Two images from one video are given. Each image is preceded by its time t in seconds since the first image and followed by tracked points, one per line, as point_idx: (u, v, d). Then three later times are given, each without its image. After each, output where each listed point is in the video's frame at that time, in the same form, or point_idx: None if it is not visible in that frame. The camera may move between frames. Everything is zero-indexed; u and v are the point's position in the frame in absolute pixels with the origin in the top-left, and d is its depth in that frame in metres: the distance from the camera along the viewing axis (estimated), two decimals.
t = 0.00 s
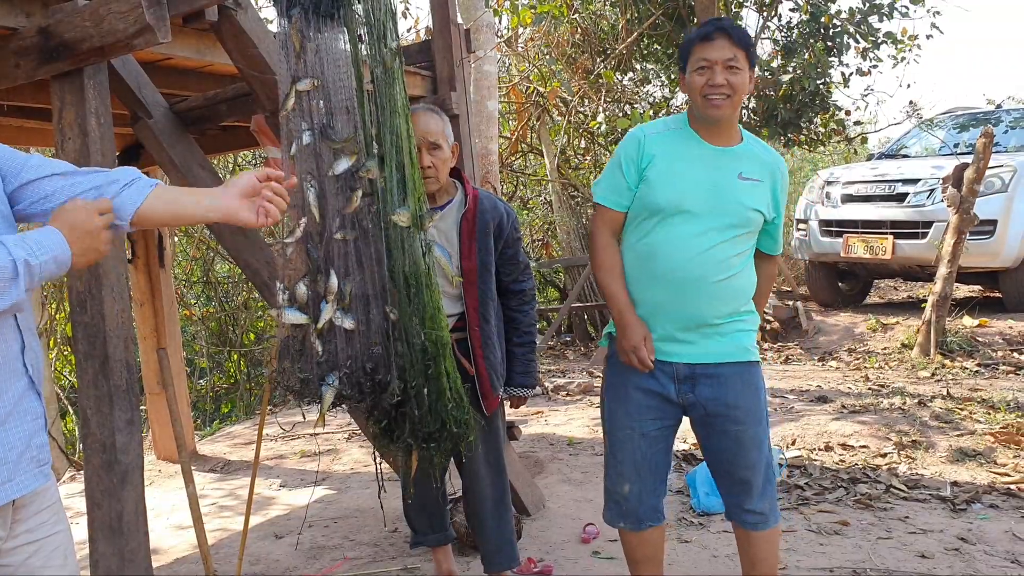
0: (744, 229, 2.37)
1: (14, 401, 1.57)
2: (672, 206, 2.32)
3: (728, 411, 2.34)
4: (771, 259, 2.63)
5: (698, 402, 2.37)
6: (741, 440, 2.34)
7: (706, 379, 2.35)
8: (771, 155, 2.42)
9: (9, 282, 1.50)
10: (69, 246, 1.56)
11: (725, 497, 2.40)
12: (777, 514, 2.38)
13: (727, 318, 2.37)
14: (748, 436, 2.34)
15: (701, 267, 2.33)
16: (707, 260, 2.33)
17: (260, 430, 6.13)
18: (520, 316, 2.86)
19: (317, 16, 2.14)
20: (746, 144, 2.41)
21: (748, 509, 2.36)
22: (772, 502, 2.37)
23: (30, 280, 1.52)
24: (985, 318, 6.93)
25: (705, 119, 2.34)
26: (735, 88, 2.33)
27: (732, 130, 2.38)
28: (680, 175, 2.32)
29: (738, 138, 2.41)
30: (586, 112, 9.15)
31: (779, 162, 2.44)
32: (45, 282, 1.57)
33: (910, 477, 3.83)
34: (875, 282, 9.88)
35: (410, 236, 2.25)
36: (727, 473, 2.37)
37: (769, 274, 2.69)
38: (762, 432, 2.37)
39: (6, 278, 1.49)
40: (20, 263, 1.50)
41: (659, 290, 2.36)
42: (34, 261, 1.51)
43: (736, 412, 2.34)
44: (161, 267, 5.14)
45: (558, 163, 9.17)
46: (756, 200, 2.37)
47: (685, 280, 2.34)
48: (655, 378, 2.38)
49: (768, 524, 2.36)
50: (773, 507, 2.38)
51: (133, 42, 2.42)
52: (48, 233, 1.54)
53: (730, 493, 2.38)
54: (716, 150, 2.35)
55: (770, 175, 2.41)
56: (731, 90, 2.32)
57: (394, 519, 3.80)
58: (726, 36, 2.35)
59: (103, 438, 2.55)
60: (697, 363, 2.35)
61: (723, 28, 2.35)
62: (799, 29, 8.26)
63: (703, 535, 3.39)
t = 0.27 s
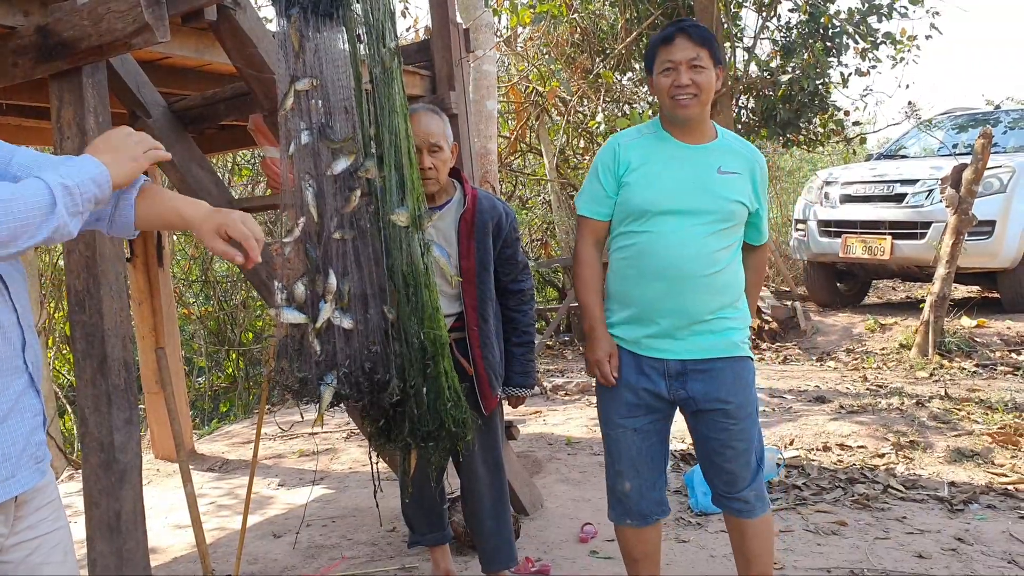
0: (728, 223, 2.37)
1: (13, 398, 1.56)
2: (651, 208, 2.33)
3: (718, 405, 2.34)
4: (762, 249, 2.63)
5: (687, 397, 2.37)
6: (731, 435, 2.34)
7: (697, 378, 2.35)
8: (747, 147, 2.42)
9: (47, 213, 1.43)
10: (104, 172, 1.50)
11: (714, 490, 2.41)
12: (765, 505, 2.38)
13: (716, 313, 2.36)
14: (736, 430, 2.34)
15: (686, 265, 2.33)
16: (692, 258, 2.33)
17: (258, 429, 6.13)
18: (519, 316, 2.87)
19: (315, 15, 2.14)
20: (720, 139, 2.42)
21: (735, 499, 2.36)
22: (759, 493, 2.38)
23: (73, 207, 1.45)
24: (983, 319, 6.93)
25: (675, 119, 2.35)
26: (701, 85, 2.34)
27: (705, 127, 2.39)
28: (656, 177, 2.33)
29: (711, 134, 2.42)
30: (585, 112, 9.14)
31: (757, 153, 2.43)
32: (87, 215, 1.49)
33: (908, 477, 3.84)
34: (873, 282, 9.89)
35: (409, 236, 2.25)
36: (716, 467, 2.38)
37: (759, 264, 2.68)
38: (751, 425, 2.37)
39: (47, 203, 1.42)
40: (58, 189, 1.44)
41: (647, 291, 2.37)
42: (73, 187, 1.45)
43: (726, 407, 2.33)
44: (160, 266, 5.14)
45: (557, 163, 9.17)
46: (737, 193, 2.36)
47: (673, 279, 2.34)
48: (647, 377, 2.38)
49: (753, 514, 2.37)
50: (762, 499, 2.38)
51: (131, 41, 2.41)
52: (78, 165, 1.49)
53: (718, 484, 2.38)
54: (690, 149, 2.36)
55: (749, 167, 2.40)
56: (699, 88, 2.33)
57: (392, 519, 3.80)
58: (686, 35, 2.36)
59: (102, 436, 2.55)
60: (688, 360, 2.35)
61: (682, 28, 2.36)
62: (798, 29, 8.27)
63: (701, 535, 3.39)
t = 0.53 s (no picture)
0: (720, 224, 2.35)
1: (9, 395, 1.56)
2: (641, 209, 2.35)
3: (708, 410, 2.33)
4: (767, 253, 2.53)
5: (677, 397, 2.36)
6: (720, 440, 2.33)
7: (689, 377, 2.34)
8: (742, 147, 2.39)
9: (43, 209, 1.46)
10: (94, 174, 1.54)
11: (708, 496, 2.39)
12: (762, 520, 2.34)
13: (705, 314, 2.34)
14: (727, 437, 2.32)
15: (673, 265, 2.33)
16: (679, 258, 2.33)
17: (256, 427, 6.12)
18: (516, 315, 2.86)
19: (311, 13, 2.14)
20: (714, 139, 2.40)
21: (729, 510, 2.34)
22: (756, 507, 2.33)
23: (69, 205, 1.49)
24: (980, 317, 6.94)
25: (666, 121, 2.37)
26: (692, 87, 2.35)
27: (698, 128, 2.39)
28: (645, 178, 2.35)
29: (705, 135, 2.41)
30: (583, 111, 9.12)
31: (753, 153, 2.40)
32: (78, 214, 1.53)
33: (905, 476, 3.84)
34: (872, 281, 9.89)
35: (403, 235, 2.24)
36: (710, 470, 2.37)
37: (764, 271, 2.55)
38: (748, 436, 2.34)
39: (43, 201, 1.46)
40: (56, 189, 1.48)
41: (635, 291, 2.38)
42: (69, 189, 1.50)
43: (715, 411, 2.32)
44: (157, 265, 5.14)
45: (555, 161, 9.17)
46: (728, 192, 2.34)
47: (663, 279, 2.34)
48: (637, 376, 2.38)
49: (747, 527, 2.33)
50: (758, 512, 2.34)
51: (127, 39, 2.41)
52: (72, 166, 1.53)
53: (713, 491, 2.37)
54: (681, 150, 2.37)
55: (743, 167, 2.37)
56: (688, 90, 2.33)
57: (389, 517, 3.80)
58: (677, 37, 2.36)
59: (98, 435, 2.55)
60: (678, 360, 2.34)
61: (673, 30, 2.37)
62: (796, 28, 8.28)
63: (697, 533, 3.40)
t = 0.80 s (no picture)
0: (717, 223, 2.33)
1: (9, 399, 1.56)
2: (639, 210, 2.37)
3: (707, 412, 2.32)
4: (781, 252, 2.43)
5: (679, 397, 2.36)
6: (721, 441, 2.32)
7: (691, 378, 2.33)
8: (742, 144, 2.36)
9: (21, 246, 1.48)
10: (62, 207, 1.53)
11: (711, 498, 2.39)
12: (762, 522, 2.34)
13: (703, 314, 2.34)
14: (728, 439, 2.31)
15: (670, 265, 2.34)
16: (676, 258, 2.33)
17: (254, 427, 6.12)
18: (514, 315, 2.86)
19: (308, 14, 2.14)
20: (713, 137, 2.39)
21: (731, 512, 2.34)
22: (758, 509, 2.33)
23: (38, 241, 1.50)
24: (978, 318, 6.94)
25: (664, 121, 2.37)
26: (691, 87, 2.35)
27: (697, 127, 2.38)
28: (642, 179, 2.37)
29: (705, 133, 2.40)
30: (582, 110, 9.02)
31: (754, 149, 2.35)
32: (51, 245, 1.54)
33: (902, 476, 3.84)
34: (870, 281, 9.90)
35: (399, 235, 2.24)
36: (710, 471, 2.37)
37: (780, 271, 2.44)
38: (750, 438, 2.33)
39: (18, 240, 1.47)
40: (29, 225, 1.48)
41: (635, 292, 2.40)
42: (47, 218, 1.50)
43: (716, 414, 2.32)
44: (155, 264, 5.14)
45: (554, 161, 9.18)
46: (726, 191, 2.31)
47: (659, 279, 2.35)
48: (637, 376, 2.39)
49: (749, 529, 2.33)
50: (760, 514, 2.34)
51: (125, 39, 2.41)
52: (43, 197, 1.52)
53: (715, 493, 2.37)
54: (679, 150, 2.37)
55: (742, 164, 2.34)
56: (686, 90, 2.33)
57: (386, 517, 3.81)
58: (676, 37, 2.36)
59: (95, 434, 2.55)
60: (674, 361, 2.34)
61: (673, 30, 2.37)
62: (795, 28, 8.29)
63: (694, 533, 3.40)
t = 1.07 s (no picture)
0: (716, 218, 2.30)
1: (10, 400, 1.55)
2: (640, 215, 2.41)
3: (720, 413, 2.32)
4: (792, 238, 2.33)
5: (695, 398, 2.36)
6: (733, 441, 2.31)
7: (706, 380, 2.32)
8: (737, 136, 2.33)
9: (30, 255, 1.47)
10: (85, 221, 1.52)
11: (721, 500, 2.37)
12: (774, 523, 2.31)
13: (711, 313, 2.32)
14: (740, 439, 2.29)
15: (674, 266, 2.35)
16: (679, 259, 2.34)
17: (250, 426, 6.12)
18: (510, 315, 2.86)
19: (303, 14, 2.15)
20: (707, 133, 2.37)
21: (741, 513, 2.32)
22: (769, 511, 2.31)
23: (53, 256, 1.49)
24: (974, 317, 6.95)
25: (657, 125, 2.39)
26: (681, 89, 2.35)
27: (690, 126, 2.37)
28: (642, 186, 2.40)
29: (700, 131, 2.39)
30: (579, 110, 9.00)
31: (749, 138, 2.31)
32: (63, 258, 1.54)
33: (897, 475, 3.85)
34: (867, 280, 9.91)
35: (394, 235, 2.23)
36: (721, 472, 2.36)
37: (794, 257, 2.33)
38: (761, 440, 2.31)
39: (28, 252, 1.46)
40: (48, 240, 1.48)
41: (645, 297, 2.42)
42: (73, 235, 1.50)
43: (728, 414, 2.30)
44: (152, 264, 5.14)
45: (551, 160, 9.18)
46: (721, 185, 2.29)
47: (665, 281, 2.37)
48: (653, 378, 2.39)
49: (760, 531, 2.31)
50: (771, 516, 2.32)
51: (120, 39, 2.41)
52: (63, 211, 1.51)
53: (725, 493, 2.36)
54: (674, 151, 2.38)
55: (737, 156, 2.30)
56: (676, 92, 2.34)
57: (383, 516, 3.81)
58: (665, 40, 2.37)
59: (91, 433, 2.55)
60: (686, 361, 2.34)
61: (662, 32, 2.38)
62: (792, 28, 8.30)
63: (690, 532, 3.41)
